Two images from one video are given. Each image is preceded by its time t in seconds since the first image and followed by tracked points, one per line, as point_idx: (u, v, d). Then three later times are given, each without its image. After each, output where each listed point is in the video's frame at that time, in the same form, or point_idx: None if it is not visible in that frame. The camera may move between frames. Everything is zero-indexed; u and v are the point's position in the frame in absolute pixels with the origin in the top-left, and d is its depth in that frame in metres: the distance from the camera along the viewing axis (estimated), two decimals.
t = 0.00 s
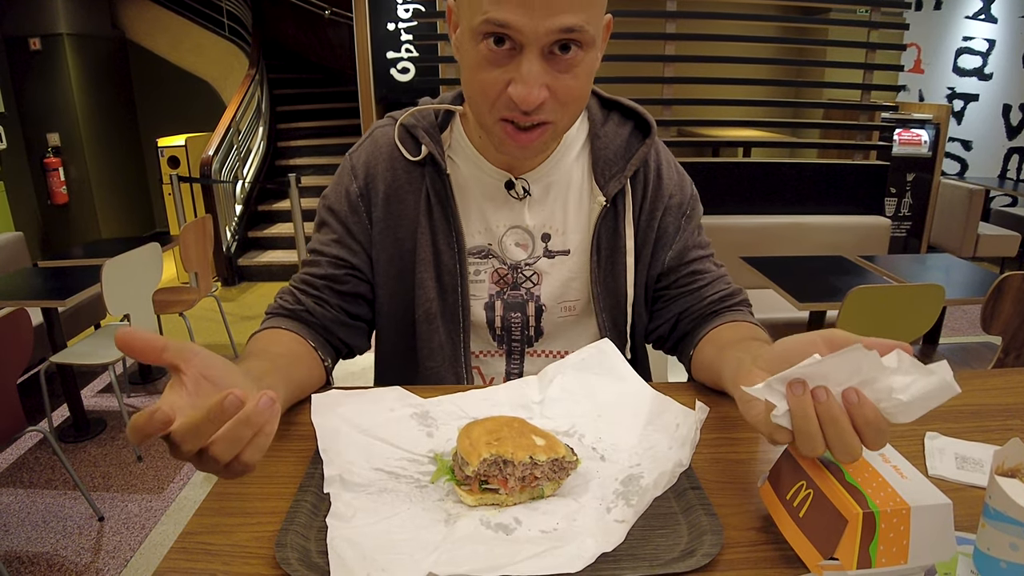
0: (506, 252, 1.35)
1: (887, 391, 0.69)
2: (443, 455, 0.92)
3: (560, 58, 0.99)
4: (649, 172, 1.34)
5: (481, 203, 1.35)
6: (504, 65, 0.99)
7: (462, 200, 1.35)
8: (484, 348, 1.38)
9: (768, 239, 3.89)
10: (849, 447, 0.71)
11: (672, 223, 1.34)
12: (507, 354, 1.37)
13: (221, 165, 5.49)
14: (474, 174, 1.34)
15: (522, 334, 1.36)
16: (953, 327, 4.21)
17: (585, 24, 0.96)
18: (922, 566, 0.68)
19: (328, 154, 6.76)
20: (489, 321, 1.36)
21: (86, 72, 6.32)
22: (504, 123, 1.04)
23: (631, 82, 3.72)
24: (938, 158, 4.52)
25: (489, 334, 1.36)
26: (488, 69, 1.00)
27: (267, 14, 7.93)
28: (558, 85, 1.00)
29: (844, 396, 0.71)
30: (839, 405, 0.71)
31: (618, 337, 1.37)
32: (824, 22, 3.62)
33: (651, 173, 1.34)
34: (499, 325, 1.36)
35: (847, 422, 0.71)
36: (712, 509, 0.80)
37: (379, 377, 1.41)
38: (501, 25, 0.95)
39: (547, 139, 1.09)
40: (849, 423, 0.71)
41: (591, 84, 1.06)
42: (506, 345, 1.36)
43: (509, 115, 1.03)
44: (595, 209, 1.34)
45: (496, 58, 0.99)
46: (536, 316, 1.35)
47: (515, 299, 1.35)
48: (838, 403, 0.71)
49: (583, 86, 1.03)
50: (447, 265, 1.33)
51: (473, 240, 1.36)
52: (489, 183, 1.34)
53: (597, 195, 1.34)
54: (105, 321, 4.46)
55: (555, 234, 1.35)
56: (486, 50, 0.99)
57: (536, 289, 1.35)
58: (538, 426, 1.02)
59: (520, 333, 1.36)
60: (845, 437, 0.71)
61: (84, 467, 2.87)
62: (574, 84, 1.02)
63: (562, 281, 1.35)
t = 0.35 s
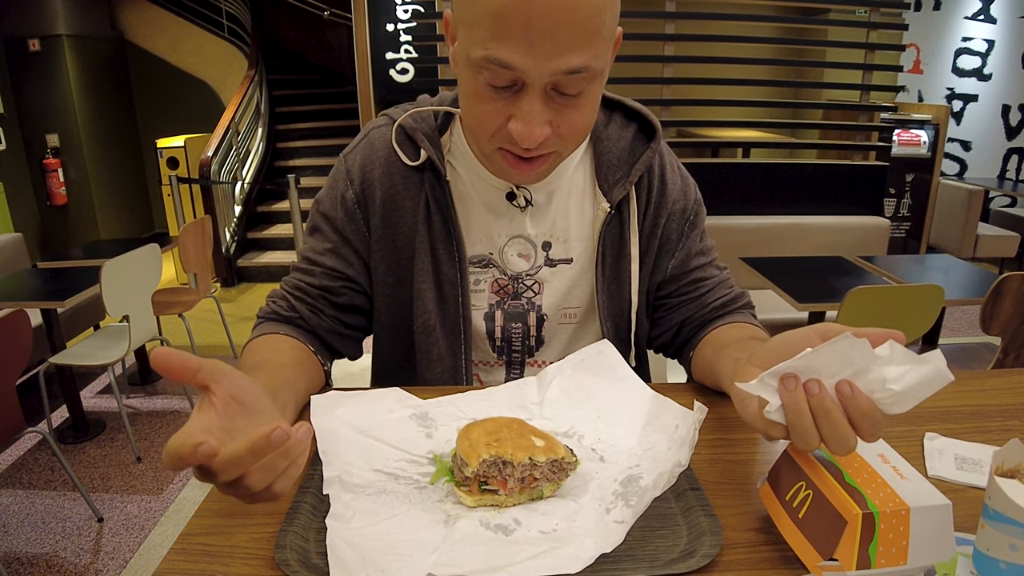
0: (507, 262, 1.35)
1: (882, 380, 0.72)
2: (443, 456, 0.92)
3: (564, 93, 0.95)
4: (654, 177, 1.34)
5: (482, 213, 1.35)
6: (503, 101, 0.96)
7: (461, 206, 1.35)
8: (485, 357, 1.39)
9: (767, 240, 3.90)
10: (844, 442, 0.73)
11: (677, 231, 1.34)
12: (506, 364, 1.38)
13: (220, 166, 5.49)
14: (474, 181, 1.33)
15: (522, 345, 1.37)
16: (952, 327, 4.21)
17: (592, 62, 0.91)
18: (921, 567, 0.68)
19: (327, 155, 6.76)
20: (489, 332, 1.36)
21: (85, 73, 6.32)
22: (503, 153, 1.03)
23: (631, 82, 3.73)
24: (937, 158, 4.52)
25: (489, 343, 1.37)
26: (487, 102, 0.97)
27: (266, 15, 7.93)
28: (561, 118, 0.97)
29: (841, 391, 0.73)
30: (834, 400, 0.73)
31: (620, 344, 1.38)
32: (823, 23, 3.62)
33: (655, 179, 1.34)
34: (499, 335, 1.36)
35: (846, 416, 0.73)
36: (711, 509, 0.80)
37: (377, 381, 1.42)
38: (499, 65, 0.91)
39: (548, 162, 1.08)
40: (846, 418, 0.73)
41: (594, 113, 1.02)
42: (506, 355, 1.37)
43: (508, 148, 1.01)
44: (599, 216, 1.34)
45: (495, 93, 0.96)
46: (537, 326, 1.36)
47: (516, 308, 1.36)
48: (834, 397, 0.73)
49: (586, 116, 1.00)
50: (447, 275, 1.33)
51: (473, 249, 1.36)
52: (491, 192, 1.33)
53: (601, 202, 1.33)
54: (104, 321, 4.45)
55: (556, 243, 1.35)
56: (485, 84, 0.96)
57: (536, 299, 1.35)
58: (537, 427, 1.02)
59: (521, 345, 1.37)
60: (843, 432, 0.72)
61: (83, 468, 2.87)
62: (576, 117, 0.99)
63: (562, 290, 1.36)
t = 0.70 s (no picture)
0: (502, 251, 1.35)
1: (880, 379, 0.73)
2: (443, 456, 0.92)
3: (574, 73, 0.95)
4: (647, 177, 1.35)
5: (477, 202, 1.34)
6: (515, 77, 0.96)
7: (457, 195, 1.34)
8: (473, 349, 1.39)
9: (767, 240, 3.90)
10: (846, 442, 0.73)
11: (668, 230, 1.35)
12: (493, 355, 1.38)
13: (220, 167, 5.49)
14: (471, 171, 1.33)
15: (511, 335, 1.38)
16: (953, 327, 4.21)
17: (603, 42, 0.92)
18: (920, 567, 0.68)
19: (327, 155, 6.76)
20: (480, 321, 1.37)
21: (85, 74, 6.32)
22: (510, 133, 1.02)
23: (631, 83, 3.72)
24: (937, 158, 4.52)
25: (479, 334, 1.38)
26: (498, 79, 0.97)
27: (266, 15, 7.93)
28: (568, 99, 0.98)
29: (840, 392, 0.74)
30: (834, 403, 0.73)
31: (612, 337, 1.39)
32: (824, 22, 3.62)
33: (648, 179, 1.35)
34: (489, 325, 1.37)
35: (846, 417, 0.74)
36: (710, 510, 0.80)
37: (365, 375, 1.42)
38: (515, 39, 0.90)
39: (552, 145, 1.08)
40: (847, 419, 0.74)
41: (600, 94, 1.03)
42: (494, 346, 1.38)
43: (516, 128, 1.01)
44: (592, 214, 1.34)
45: (507, 69, 0.96)
46: (528, 316, 1.37)
47: (507, 298, 1.36)
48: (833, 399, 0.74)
49: (593, 96, 1.01)
50: (442, 264, 1.33)
51: (468, 237, 1.36)
52: (486, 183, 1.33)
53: (595, 200, 1.33)
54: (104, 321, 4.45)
55: (551, 237, 1.35)
56: (498, 59, 0.95)
57: (529, 290, 1.36)
58: (537, 427, 1.02)
59: (509, 335, 1.38)
60: (846, 433, 0.73)
61: (84, 468, 2.87)
62: (583, 98, 0.99)
63: (557, 283, 1.36)
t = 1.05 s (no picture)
0: (497, 251, 1.35)
1: (864, 386, 0.73)
2: (443, 455, 0.92)
3: (587, 90, 0.95)
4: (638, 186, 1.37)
5: (473, 202, 1.34)
6: (529, 85, 0.96)
7: (453, 194, 1.34)
8: (464, 343, 1.39)
9: (768, 240, 3.89)
10: (834, 451, 0.73)
11: (658, 234, 1.36)
12: (482, 350, 1.39)
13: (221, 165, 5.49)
14: (467, 171, 1.33)
15: (501, 331, 1.39)
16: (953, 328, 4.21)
17: (620, 66, 0.93)
18: (921, 567, 0.68)
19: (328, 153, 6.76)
20: (472, 317, 1.37)
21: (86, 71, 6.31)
22: (516, 136, 1.02)
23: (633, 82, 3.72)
24: (938, 159, 4.52)
25: (470, 332, 1.38)
26: (513, 83, 0.97)
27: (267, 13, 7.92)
28: (576, 114, 0.98)
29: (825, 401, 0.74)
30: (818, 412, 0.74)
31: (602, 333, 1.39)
32: (827, 22, 3.61)
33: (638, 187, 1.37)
34: (481, 321, 1.37)
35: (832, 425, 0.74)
36: (712, 510, 0.79)
37: (353, 376, 1.41)
38: (538, 46, 0.90)
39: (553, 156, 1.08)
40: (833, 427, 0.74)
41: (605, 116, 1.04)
42: (484, 341, 1.38)
43: (523, 132, 1.00)
44: (583, 221, 1.35)
45: (523, 75, 0.96)
46: (519, 314, 1.37)
47: (500, 296, 1.37)
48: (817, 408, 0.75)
49: (599, 114, 1.01)
50: (438, 261, 1.33)
51: (463, 236, 1.36)
52: (480, 184, 1.33)
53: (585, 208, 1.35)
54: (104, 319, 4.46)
55: (545, 241, 1.36)
56: (516, 64, 0.95)
57: (521, 288, 1.36)
58: (537, 426, 1.02)
59: (500, 332, 1.38)
60: (833, 441, 0.73)
61: (84, 466, 2.87)
62: (589, 117, 1.00)
63: (550, 284, 1.37)
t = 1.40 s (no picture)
0: (501, 247, 1.35)
1: (854, 397, 0.71)
2: (443, 454, 0.92)
3: (562, 71, 0.95)
4: (643, 177, 1.35)
5: (477, 200, 1.35)
6: (506, 75, 0.97)
7: (457, 193, 1.35)
8: (475, 347, 1.38)
9: (768, 239, 3.89)
10: (820, 457, 0.73)
11: (665, 229, 1.34)
12: (495, 352, 1.38)
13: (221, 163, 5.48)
14: (469, 170, 1.33)
15: (512, 331, 1.38)
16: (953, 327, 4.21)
17: (590, 43, 0.93)
18: (920, 567, 0.68)
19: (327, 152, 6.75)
20: (481, 316, 1.37)
21: (86, 70, 6.32)
22: (504, 130, 1.02)
23: (633, 81, 3.72)
24: (938, 157, 4.52)
25: (480, 330, 1.37)
26: (492, 76, 0.98)
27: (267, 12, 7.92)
28: (556, 97, 0.98)
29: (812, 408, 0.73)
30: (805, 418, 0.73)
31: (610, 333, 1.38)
32: (826, 20, 3.60)
33: (644, 178, 1.35)
34: (490, 320, 1.37)
35: (817, 432, 0.73)
36: (712, 510, 0.79)
37: (373, 374, 1.42)
38: (507, 38, 0.91)
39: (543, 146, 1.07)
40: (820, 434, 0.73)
41: (588, 96, 1.03)
42: (496, 343, 1.37)
43: (508, 124, 1.00)
44: (589, 212, 1.34)
45: (499, 66, 0.96)
46: (528, 312, 1.37)
47: (507, 294, 1.37)
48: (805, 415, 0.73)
49: (580, 96, 1.01)
50: (444, 259, 1.33)
51: (469, 234, 1.36)
52: (483, 182, 1.33)
53: (591, 198, 1.34)
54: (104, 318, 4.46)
55: (549, 234, 1.36)
56: (491, 58, 0.96)
57: (528, 286, 1.36)
58: (537, 426, 1.01)
59: (511, 331, 1.38)
60: (818, 448, 0.73)
61: (83, 464, 2.87)
62: (571, 97, 0.99)
63: (556, 279, 1.36)
